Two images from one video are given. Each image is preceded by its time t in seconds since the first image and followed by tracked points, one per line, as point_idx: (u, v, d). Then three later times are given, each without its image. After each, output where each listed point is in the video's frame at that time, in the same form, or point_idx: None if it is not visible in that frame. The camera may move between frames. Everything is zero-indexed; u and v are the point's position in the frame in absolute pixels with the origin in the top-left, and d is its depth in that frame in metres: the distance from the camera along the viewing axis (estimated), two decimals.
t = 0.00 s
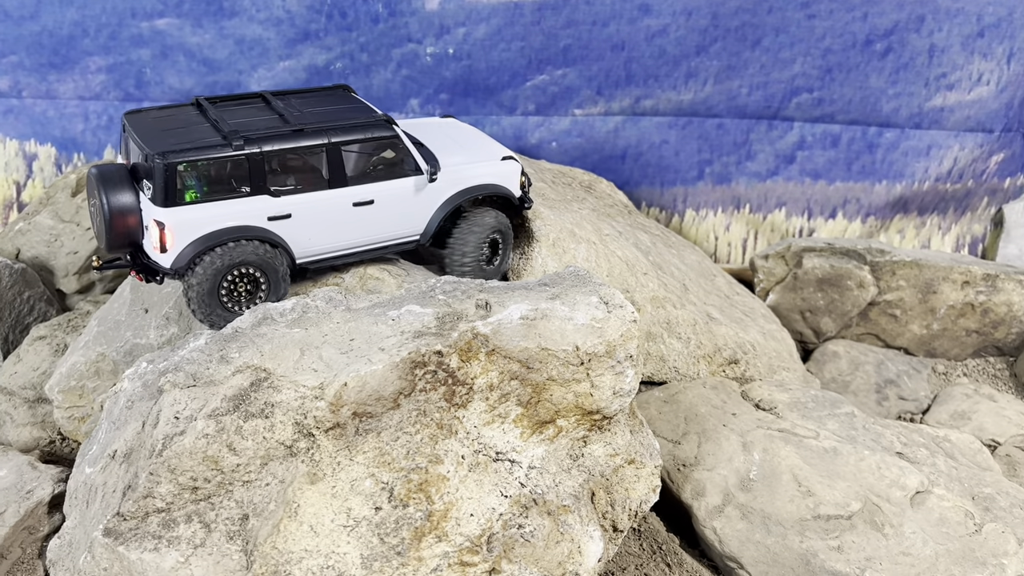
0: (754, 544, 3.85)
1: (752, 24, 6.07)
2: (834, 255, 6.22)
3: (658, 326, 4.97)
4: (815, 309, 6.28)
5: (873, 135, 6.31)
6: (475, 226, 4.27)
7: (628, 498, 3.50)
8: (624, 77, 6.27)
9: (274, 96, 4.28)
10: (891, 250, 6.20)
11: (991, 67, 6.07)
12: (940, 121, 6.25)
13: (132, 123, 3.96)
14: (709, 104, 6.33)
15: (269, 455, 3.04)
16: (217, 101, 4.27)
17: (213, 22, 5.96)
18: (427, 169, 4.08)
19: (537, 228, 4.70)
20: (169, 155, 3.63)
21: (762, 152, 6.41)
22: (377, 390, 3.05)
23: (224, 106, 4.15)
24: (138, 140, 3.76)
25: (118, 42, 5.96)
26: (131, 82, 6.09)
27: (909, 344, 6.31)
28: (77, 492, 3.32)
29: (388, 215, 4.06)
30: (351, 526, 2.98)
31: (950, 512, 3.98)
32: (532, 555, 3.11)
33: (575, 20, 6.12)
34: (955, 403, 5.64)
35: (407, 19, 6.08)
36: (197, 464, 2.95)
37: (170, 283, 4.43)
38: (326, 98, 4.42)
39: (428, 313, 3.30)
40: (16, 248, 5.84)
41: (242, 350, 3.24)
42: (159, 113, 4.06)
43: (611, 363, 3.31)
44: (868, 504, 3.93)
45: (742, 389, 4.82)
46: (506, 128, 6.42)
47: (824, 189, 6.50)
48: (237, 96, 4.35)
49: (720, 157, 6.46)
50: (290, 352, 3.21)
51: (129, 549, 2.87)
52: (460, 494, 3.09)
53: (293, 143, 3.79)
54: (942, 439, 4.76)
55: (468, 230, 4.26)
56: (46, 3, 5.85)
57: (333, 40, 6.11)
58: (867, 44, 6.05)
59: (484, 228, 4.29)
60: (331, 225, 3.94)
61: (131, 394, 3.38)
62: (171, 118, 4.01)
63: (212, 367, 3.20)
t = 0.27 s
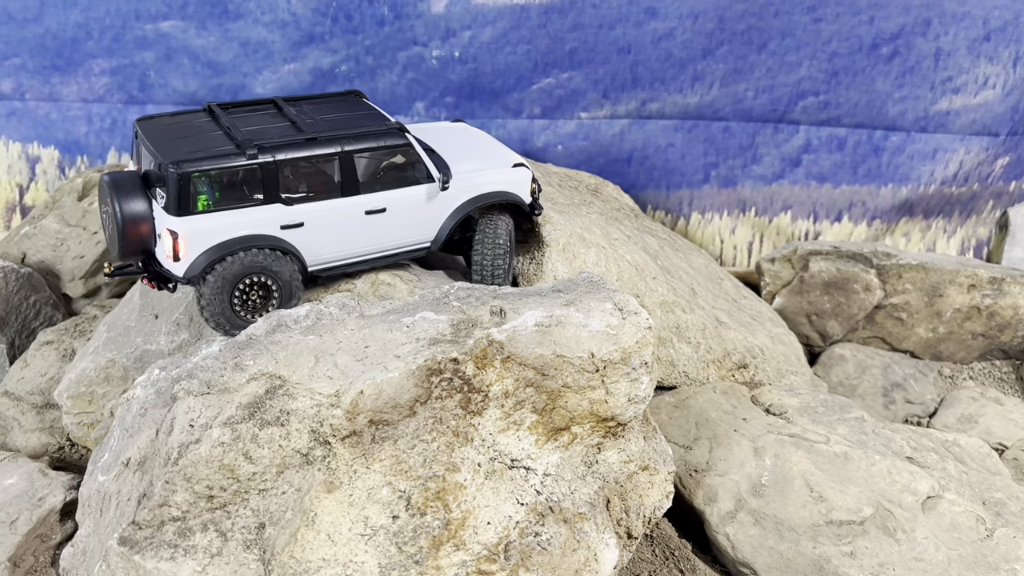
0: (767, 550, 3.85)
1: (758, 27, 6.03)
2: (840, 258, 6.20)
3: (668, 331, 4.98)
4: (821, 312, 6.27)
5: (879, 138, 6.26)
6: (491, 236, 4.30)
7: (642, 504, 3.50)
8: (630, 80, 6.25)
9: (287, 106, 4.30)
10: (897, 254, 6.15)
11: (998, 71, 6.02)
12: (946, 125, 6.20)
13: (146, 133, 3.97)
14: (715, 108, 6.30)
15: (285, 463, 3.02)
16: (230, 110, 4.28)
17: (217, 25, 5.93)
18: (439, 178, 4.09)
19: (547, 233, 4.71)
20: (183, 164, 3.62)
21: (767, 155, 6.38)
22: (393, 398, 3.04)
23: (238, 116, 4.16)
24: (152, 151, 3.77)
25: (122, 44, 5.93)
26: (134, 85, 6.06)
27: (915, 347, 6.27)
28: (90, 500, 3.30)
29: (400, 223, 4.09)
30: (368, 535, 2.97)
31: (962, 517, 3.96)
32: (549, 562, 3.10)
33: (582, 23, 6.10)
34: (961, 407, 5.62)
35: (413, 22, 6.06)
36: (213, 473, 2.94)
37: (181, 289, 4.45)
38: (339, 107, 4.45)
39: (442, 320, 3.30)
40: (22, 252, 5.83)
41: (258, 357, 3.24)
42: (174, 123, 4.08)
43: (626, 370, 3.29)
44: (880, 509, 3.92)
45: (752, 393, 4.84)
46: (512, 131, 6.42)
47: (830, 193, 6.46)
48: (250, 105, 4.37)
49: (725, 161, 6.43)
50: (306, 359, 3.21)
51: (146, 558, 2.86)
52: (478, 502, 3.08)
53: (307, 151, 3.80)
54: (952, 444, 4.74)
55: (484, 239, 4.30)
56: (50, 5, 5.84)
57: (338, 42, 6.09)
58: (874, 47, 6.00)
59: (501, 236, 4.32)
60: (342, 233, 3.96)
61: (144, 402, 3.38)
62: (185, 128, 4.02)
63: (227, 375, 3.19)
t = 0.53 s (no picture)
0: (782, 555, 3.85)
1: (765, 30, 6.00)
2: (847, 261, 6.16)
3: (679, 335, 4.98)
4: (828, 315, 6.23)
5: (885, 142, 6.22)
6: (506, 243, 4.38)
7: (659, 510, 3.48)
8: (636, 83, 6.20)
9: (301, 112, 4.42)
10: (904, 256, 6.10)
11: (1004, 74, 5.99)
12: (952, 128, 6.17)
13: (164, 140, 4.09)
14: (721, 111, 6.25)
15: (304, 471, 3.01)
16: (245, 115, 4.40)
17: (222, 27, 5.90)
18: (454, 185, 4.23)
19: (559, 237, 4.74)
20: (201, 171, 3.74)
21: (773, 158, 6.33)
22: (413, 404, 3.04)
23: (253, 122, 4.28)
24: (170, 158, 3.89)
25: (127, 46, 5.91)
26: (139, 87, 6.03)
27: (921, 350, 6.22)
28: (106, 507, 3.28)
29: (413, 230, 4.22)
30: (390, 542, 2.98)
31: (974, 522, 3.95)
32: (569, 570, 3.10)
33: (588, 26, 6.05)
34: (969, 410, 5.58)
35: (419, 25, 6.03)
36: (232, 480, 2.93)
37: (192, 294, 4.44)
38: (352, 112, 4.55)
39: (460, 326, 3.29)
40: (27, 256, 5.85)
41: (274, 363, 3.22)
42: (190, 130, 4.20)
43: (644, 375, 3.29)
44: (893, 514, 3.91)
45: (763, 397, 4.84)
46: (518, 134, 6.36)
47: (836, 196, 6.42)
48: (264, 110, 4.48)
49: (731, 163, 6.38)
50: (323, 366, 3.19)
51: (165, 567, 2.83)
52: (497, 509, 3.08)
53: (325, 158, 3.95)
54: (962, 447, 4.73)
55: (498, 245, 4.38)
56: (54, 8, 5.81)
57: (344, 45, 6.05)
58: (880, 51, 5.97)
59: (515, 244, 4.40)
60: (358, 240, 4.09)
61: (160, 409, 3.35)
62: (201, 134, 4.15)
63: (244, 382, 3.17)
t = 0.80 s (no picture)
0: (794, 557, 3.84)
1: (769, 30, 5.97)
2: (852, 261, 6.15)
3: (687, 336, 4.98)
4: (832, 315, 6.22)
5: (889, 142, 6.21)
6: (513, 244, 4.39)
7: (672, 512, 3.48)
8: (640, 84, 6.17)
9: (311, 113, 4.41)
10: (908, 256, 6.09)
11: (1008, 74, 5.98)
12: (956, 128, 6.16)
13: (174, 140, 4.08)
14: (725, 111, 6.23)
15: (318, 474, 2.99)
16: (254, 115, 4.38)
17: (223, 27, 5.84)
18: (464, 187, 4.23)
19: (567, 238, 4.79)
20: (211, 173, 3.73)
21: (777, 158, 6.31)
22: (427, 407, 3.02)
23: (263, 123, 4.27)
24: (180, 160, 3.88)
25: (127, 46, 5.86)
26: (139, 87, 5.99)
27: (925, 350, 6.21)
28: (116, 511, 3.25)
29: (423, 232, 4.22)
30: (406, 547, 2.95)
31: (985, 522, 3.93)
32: (585, 573, 3.09)
33: (592, 26, 6.02)
34: (974, 409, 5.54)
35: (422, 25, 5.98)
36: (246, 484, 2.90)
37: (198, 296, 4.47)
38: (362, 113, 4.54)
39: (473, 328, 3.27)
40: (30, 257, 5.87)
41: (287, 366, 3.20)
42: (200, 130, 4.19)
43: (658, 377, 3.27)
44: (904, 515, 3.90)
45: (771, 398, 4.83)
46: (521, 134, 6.32)
47: (839, 196, 6.41)
48: (274, 111, 4.47)
49: (735, 164, 6.36)
50: (336, 368, 3.17)
51: (178, 573, 2.84)
52: (514, 513, 3.07)
53: (335, 160, 3.93)
54: (970, 448, 4.72)
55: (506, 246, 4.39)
56: (53, 7, 5.76)
57: (346, 45, 6.00)
58: (884, 51, 5.95)
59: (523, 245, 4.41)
60: (368, 243, 4.09)
61: (169, 412, 3.33)
62: (212, 135, 4.14)
63: (256, 385, 3.14)
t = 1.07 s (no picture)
0: (798, 555, 3.85)
1: (768, 30, 5.98)
2: (851, 260, 6.16)
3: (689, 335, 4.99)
4: (832, 314, 6.23)
5: (887, 142, 6.23)
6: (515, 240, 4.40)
7: (677, 510, 3.48)
8: (639, 83, 6.17)
9: (314, 112, 4.39)
10: (907, 255, 6.11)
11: (1006, 74, 6.00)
12: (954, 127, 6.18)
13: (177, 140, 4.06)
14: (724, 110, 6.23)
15: (324, 474, 2.98)
16: (257, 115, 4.37)
17: (221, 26, 5.82)
18: (467, 187, 4.22)
19: (569, 237, 4.82)
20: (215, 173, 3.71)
21: (776, 157, 6.32)
22: (434, 406, 3.00)
23: (266, 123, 4.26)
24: (183, 160, 3.86)
25: (124, 45, 5.83)
26: (136, 86, 5.96)
27: (924, 348, 6.24)
28: (120, 512, 3.23)
29: (426, 232, 4.21)
30: (413, 546, 2.95)
31: (987, 520, 3.94)
32: (591, 572, 3.10)
33: (592, 25, 6.01)
34: (973, 408, 5.56)
35: (421, 23, 5.96)
36: (253, 484, 2.88)
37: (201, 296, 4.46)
38: (365, 113, 4.53)
39: (478, 327, 3.27)
40: (27, 257, 5.84)
41: (292, 365, 3.19)
42: (203, 130, 4.17)
43: (663, 376, 3.27)
44: (908, 513, 3.90)
45: (773, 397, 4.84)
46: (521, 133, 6.31)
47: (838, 196, 6.42)
48: (276, 110, 4.46)
49: (734, 163, 6.37)
50: (341, 368, 3.16)
51: (185, 573, 2.82)
52: (521, 511, 3.07)
53: (339, 160, 3.92)
54: (970, 446, 4.74)
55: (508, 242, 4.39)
56: (50, 5, 5.72)
57: (345, 44, 5.98)
58: (883, 50, 5.97)
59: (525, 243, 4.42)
60: (371, 243, 4.09)
61: (174, 411, 3.32)
62: (215, 135, 4.12)
63: (261, 385, 3.13)
